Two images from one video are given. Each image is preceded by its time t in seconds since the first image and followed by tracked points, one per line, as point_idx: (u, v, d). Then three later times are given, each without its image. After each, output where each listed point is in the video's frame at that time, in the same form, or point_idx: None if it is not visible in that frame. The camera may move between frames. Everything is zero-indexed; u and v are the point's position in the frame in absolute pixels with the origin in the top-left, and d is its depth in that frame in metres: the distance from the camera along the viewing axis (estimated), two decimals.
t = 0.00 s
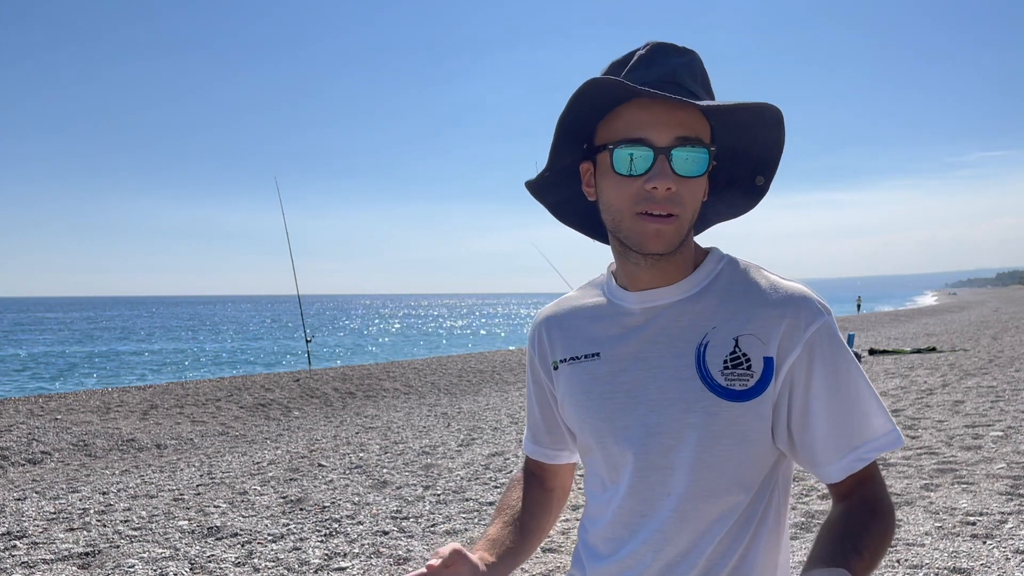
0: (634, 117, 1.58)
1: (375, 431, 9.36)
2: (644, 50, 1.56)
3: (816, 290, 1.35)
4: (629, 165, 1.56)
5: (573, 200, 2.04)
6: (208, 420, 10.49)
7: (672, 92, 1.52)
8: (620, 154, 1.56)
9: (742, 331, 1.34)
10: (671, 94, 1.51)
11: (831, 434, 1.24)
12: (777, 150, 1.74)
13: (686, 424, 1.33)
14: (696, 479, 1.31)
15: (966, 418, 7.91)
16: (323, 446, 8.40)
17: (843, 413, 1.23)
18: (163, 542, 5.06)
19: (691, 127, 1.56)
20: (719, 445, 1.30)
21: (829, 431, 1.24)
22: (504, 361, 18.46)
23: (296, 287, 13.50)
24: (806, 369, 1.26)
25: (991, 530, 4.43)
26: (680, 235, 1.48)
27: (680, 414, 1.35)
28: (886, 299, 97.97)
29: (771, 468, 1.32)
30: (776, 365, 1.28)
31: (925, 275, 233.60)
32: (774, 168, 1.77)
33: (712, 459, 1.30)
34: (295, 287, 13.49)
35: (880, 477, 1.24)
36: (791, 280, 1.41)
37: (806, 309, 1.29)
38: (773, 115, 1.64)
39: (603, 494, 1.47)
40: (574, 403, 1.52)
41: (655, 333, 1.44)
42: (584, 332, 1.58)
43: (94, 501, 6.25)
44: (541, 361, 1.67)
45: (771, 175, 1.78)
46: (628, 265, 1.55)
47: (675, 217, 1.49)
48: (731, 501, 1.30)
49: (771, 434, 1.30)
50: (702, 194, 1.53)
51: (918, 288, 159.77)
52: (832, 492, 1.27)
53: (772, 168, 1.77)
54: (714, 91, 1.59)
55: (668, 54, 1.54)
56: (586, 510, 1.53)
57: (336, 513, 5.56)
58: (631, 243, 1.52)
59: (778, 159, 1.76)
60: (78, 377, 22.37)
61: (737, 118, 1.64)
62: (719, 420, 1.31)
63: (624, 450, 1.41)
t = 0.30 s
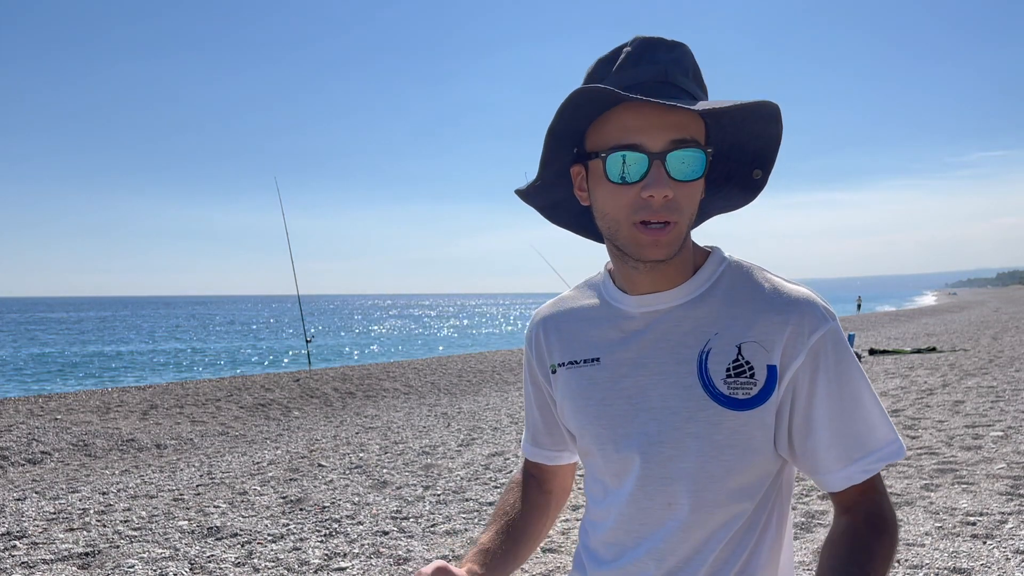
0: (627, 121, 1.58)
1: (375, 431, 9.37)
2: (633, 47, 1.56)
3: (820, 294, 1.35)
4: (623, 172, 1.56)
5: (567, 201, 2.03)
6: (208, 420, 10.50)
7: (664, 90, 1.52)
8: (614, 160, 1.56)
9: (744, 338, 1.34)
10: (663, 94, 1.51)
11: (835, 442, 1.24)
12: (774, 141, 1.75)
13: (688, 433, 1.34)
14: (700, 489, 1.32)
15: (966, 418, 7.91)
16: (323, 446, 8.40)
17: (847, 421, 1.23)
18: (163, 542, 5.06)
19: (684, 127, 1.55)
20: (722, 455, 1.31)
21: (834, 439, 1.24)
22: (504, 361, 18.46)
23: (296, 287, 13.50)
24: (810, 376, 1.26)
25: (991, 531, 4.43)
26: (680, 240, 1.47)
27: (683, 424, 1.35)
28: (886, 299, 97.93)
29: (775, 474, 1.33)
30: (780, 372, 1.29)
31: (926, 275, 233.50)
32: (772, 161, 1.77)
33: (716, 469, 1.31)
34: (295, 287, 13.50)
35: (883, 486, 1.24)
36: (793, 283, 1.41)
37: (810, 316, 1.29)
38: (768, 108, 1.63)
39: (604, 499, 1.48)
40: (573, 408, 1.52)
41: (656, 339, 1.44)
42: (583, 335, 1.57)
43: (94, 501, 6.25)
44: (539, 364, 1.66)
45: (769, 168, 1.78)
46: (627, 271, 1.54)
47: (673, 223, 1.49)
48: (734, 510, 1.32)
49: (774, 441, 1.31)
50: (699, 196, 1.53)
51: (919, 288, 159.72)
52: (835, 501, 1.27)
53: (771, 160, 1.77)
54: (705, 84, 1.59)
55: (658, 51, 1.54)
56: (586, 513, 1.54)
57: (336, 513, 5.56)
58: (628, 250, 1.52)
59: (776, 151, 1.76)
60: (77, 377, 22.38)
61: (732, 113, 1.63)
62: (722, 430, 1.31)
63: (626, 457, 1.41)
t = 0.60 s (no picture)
0: (623, 121, 1.58)
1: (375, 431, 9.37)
2: (630, 46, 1.56)
3: (825, 297, 1.35)
4: (621, 173, 1.56)
5: (566, 202, 2.03)
6: (208, 420, 10.50)
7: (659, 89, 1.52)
8: (612, 161, 1.56)
9: (747, 342, 1.34)
10: (659, 92, 1.51)
11: (839, 447, 1.23)
12: (775, 140, 1.75)
13: (691, 438, 1.34)
14: (702, 493, 1.32)
15: (966, 418, 7.91)
16: (323, 446, 8.40)
17: (852, 426, 1.23)
18: (163, 542, 5.06)
19: (682, 127, 1.55)
20: (725, 459, 1.31)
21: (838, 444, 1.23)
22: (504, 361, 18.47)
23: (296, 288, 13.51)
24: (814, 381, 1.26)
25: (991, 531, 4.43)
26: (679, 242, 1.47)
27: (684, 428, 1.35)
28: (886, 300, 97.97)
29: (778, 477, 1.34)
30: (783, 376, 1.29)
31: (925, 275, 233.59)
32: (774, 159, 1.77)
33: (718, 474, 1.31)
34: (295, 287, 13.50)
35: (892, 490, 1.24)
36: (797, 285, 1.41)
37: (814, 319, 1.29)
38: (769, 106, 1.63)
39: (605, 501, 1.48)
40: (574, 410, 1.52)
41: (657, 342, 1.44)
42: (583, 337, 1.57)
43: (94, 501, 6.25)
44: (541, 365, 1.66)
45: (771, 167, 1.78)
46: (626, 273, 1.54)
47: (671, 225, 1.48)
48: (737, 514, 1.32)
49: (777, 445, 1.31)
50: (698, 196, 1.52)
51: (918, 288, 159.81)
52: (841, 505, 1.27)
53: (772, 159, 1.77)
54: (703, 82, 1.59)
55: (655, 48, 1.54)
56: (587, 516, 1.54)
57: (336, 513, 5.56)
58: (626, 253, 1.52)
59: (777, 149, 1.76)
60: (77, 377, 22.38)
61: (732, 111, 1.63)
62: (724, 435, 1.32)
63: (627, 460, 1.41)
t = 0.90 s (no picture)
0: (630, 114, 1.59)
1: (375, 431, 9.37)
2: (637, 42, 1.57)
3: (828, 297, 1.34)
4: (627, 164, 1.56)
5: (572, 202, 2.04)
6: (208, 420, 10.50)
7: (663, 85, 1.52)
8: (618, 152, 1.56)
9: (750, 339, 1.34)
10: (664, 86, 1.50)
11: (841, 445, 1.23)
12: (783, 140, 1.74)
13: (693, 435, 1.34)
14: (705, 490, 1.32)
15: (966, 418, 7.91)
16: (323, 446, 8.41)
17: (854, 426, 1.23)
18: (163, 542, 5.06)
19: (688, 118, 1.56)
20: (725, 458, 1.31)
21: (840, 443, 1.24)
22: (504, 361, 18.48)
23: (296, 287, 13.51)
24: (816, 380, 1.26)
25: (991, 531, 4.43)
26: (685, 233, 1.48)
27: (687, 426, 1.35)
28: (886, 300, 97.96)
29: (782, 477, 1.34)
30: (785, 375, 1.29)
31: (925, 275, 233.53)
32: (781, 159, 1.77)
33: (720, 471, 1.31)
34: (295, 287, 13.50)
35: (898, 489, 1.23)
36: (800, 285, 1.40)
37: (816, 318, 1.29)
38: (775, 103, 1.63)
39: (607, 499, 1.48)
40: (577, 408, 1.52)
41: (660, 339, 1.44)
42: (587, 335, 1.57)
43: (94, 501, 6.25)
44: (543, 363, 1.66)
45: (778, 166, 1.78)
46: (632, 269, 1.55)
47: (677, 214, 1.49)
48: (739, 512, 1.32)
49: (779, 442, 1.31)
50: (704, 188, 1.53)
51: (918, 288, 159.81)
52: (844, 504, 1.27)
53: (779, 158, 1.76)
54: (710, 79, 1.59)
55: (661, 45, 1.55)
56: (590, 515, 1.54)
57: (336, 513, 5.56)
58: (633, 246, 1.52)
59: (784, 148, 1.75)
60: (76, 377, 22.38)
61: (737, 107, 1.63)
62: (725, 431, 1.32)
63: (631, 459, 1.41)
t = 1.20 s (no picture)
0: (636, 113, 1.59)
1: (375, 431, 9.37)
2: (646, 44, 1.58)
3: (827, 292, 1.36)
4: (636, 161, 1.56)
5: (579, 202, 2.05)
6: (208, 420, 10.50)
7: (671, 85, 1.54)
8: (626, 150, 1.56)
9: (751, 330, 1.35)
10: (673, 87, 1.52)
11: (835, 438, 1.24)
12: (785, 140, 1.75)
13: (694, 425, 1.35)
14: (706, 479, 1.32)
15: (966, 418, 7.91)
16: (323, 446, 8.40)
17: (849, 417, 1.23)
18: (163, 542, 5.06)
19: (695, 118, 1.56)
20: (726, 447, 1.32)
21: (835, 435, 1.24)
22: (504, 361, 18.48)
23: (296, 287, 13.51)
24: (812, 370, 1.27)
25: (991, 531, 4.43)
26: (690, 229, 1.48)
27: (689, 415, 1.36)
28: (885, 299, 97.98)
29: (783, 472, 1.34)
30: (784, 366, 1.30)
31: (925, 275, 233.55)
32: (783, 159, 1.77)
33: (721, 460, 1.32)
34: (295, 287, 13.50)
35: (891, 485, 1.23)
36: (799, 282, 1.42)
37: (815, 309, 1.30)
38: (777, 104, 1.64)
39: (609, 494, 1.47)
40: (580, 401, 1.52)
41: (664, 332, 1.45)
42: (591, 330, 1.58)
43: (94, 501, 6.25)
44: (547, 359, 1.66)
45: (780, 167, 1.79)
46: (638, 264, 1.56)
47: (682, 211, 1.50)
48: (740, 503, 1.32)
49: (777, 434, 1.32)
50: (709, 187, 1.53)
51: (918, 288, 159.85)
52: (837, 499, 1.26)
53: (781, 159, 1.77)
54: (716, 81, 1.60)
55: (669, 47, 1.56)
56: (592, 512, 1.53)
57: (336, 513, 5.56)
58: (639, 240, 1.53)
59: (787, 149, 1.76)
60: (75, 377, 22.36)
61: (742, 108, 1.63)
62: (726, 420, 1.32)
63: (634, 449, 1.42)
